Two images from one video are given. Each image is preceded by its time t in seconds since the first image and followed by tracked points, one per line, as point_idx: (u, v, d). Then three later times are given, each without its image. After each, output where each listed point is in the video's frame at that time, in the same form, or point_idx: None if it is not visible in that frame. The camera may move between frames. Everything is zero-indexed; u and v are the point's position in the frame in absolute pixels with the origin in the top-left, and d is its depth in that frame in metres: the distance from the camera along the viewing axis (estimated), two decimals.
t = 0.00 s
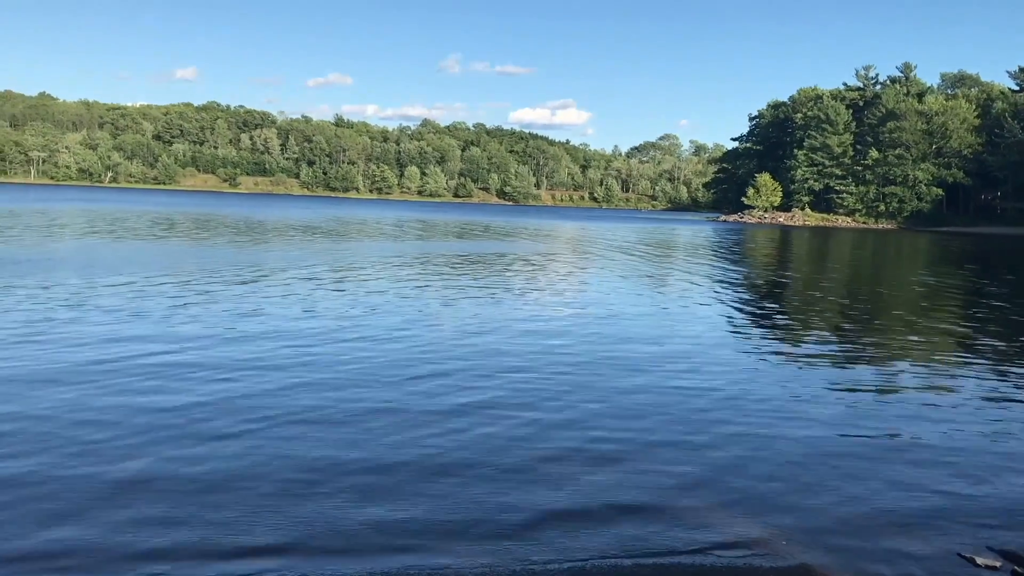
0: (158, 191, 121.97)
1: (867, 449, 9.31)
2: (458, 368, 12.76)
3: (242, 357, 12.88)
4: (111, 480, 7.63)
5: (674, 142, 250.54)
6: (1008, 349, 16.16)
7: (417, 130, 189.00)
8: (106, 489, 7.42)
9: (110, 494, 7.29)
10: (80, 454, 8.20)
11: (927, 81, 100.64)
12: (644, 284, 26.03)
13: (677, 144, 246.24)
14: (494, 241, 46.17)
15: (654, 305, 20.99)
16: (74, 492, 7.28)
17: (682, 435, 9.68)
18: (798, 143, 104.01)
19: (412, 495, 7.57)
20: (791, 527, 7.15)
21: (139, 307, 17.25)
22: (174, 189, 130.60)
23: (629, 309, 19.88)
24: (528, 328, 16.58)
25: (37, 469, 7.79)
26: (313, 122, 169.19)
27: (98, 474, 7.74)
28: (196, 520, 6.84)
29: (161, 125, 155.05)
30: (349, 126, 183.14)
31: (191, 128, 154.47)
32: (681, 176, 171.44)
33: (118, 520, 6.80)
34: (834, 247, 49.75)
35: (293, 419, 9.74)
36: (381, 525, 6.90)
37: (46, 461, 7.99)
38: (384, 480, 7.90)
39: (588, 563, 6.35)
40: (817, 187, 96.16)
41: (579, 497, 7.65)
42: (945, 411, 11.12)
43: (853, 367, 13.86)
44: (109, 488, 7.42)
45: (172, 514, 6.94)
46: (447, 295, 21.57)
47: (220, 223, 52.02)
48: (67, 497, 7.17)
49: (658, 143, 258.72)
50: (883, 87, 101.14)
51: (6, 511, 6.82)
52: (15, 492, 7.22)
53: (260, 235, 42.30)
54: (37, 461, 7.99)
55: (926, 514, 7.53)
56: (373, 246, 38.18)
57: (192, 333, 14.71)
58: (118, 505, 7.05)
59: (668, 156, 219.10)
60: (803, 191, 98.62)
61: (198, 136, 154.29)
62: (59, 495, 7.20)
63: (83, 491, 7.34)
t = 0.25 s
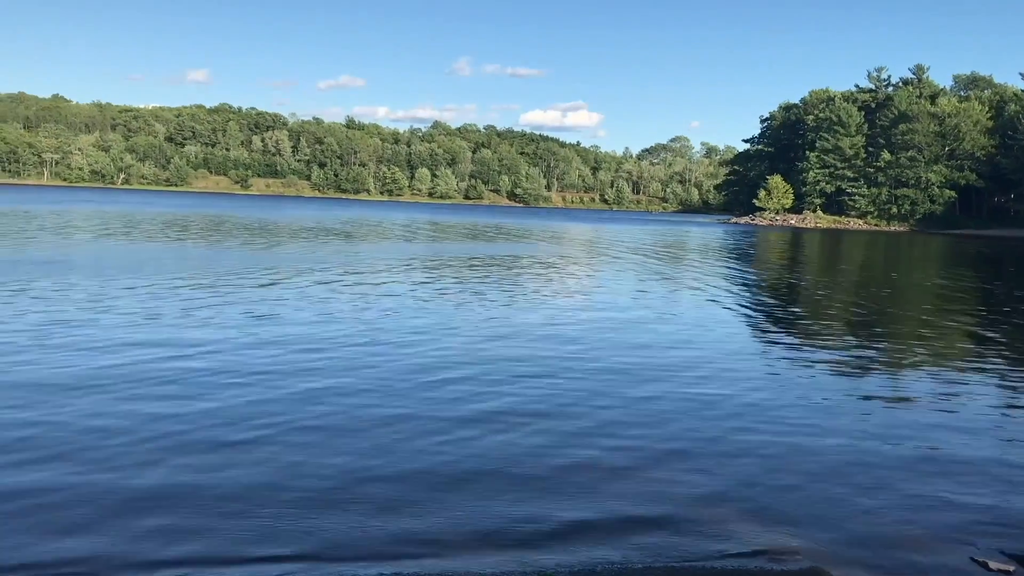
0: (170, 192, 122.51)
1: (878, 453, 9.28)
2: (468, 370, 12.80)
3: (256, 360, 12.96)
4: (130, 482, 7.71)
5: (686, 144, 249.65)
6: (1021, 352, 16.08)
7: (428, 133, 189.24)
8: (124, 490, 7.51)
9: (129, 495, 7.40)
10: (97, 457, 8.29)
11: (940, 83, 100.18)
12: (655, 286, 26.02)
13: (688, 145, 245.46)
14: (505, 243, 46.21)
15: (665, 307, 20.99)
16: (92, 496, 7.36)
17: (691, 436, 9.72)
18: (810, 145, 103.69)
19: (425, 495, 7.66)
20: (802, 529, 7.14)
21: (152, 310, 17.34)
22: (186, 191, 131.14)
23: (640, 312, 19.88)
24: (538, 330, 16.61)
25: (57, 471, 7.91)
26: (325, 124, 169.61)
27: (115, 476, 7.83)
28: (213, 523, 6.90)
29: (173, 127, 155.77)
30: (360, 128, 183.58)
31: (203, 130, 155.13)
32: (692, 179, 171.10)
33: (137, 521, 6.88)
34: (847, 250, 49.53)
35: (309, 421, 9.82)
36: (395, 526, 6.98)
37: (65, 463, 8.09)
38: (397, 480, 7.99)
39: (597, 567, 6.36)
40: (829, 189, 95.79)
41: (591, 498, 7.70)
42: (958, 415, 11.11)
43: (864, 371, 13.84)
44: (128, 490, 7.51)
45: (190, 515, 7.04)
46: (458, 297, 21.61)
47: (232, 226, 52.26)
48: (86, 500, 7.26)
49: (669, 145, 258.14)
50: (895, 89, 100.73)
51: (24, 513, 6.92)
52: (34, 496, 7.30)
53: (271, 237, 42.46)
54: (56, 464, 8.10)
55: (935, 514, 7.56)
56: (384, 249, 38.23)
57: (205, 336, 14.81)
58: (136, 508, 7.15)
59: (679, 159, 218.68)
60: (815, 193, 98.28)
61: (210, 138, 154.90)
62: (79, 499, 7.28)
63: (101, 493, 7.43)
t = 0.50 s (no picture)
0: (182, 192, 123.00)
1: (891, 455, 9.29)
2: (481, 373, 12.86)
3: (269, 363, 13.04)
4: (141, 486, 7.79)
5: (697, 144, 248.95)
6: None
7: (440, 133, 189.39)
8: (135, 494, 7.59)
9: (139, 500, 7.47)
10: (108, 461, 8.37)
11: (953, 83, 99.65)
12: (667, 287, 26.02)
13: (700, 146, 244.78)
14: (516, 244, 46.23)
15: (677, 309, 20.99)
16: (104, 500, 7.44)
17: (699, 439, 9.74)
18: (822, 146, 103.31)
19: (433, 498, 7.71)
20: (814, 532, 7.17)
21: (164, 310, 17.41)
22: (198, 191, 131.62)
23: (653, 314, 19.89)
24: (551, 333, 16.65)
25: (70, 476, 8.00)
26: (336, 125, 169.94)
27: (127, 480, 7.91)
28: (222, 528, 6.97)
29: (186, 127, 156.35)
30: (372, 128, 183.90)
31: (215, 130, 155.64)
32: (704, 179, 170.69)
33: (147, 526, 6.95)
34: (860, 251, 49.35)
35: (319, 424, 9.89)
36: (402, 529, 7.02)
37: (77, 468, 8.18)
38: (406, 484, 8.04)
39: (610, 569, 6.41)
40: (842, 190, 95.39)
41: (598, 501, 7.74)
42: (968, 417, 11.09)
43: (877, 373, 13.81)
44: (139, 495, 7.59)
45: (200, 520, 7.11)
46: (471, 299, 21.66)
47: (245, 225, 52.43)
48: (98, 505, 7.34)
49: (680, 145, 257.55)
50: (908, 90, 100.25)
51: (37, 518, 7.00)
52: (47, 500, 7.39)
53: (284, 237, 42.58)
54: (69, 468, 8.17)
55: (943, 516, 7.56)
56: (396, 249, 38.27)
57: (220, 338, 14.92)
58: (147, 512, 7.22)
59: (691, 159, 218.24)
60: (828, 194, 97.92)
61: (222, 138, 155.38)
62: (91, 503, 7.35)
63: (113, 498, 7.51)
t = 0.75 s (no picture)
0: (192, 191, 123.31)
1: (902, 454, 9.26)
2: (489, 375, 12.86)
3: (276, 363, 13.08)
4: (152, 484, 7.80)
5: (707, 143, 248.28)
6: None
7: (449, 132, 189.42)
8: (147, 491, 7.61)
9: (151, 496, 7.49)
10: (120, 459, 8.39)
11: (964, 82, 99.19)
12: (675, 286, 26.00)
13: (709, 145, 244.17)
14: (525, 243, 46.20)
15: (685, 309, 20.95)
16: (115, 497, 7.46)
17: (711, 441, 9.72)
18: (832, 145, 102.96)
19: (444, 496, 7.71)
20: (821, 530, 7.15)
21: (174, 310, 17.44)
22: (208, 190, 132.00)
23: (661, 314, 19.87)
24: (558, 335, 16.65)
25: (82, 473, 8.03)
26: (345, 124, 170.18)
27: (138, 478, 7.93)
28: (228, 521, 6.99)
29: (196, 126, 156.82)
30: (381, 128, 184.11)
31: (225, 129, 156.02)
32: (713, 178, 170.42)
33: (157, 521, 6.97)
34: (871, 251, 49.17)
35: (329, 424, 9.90)
36: (413, 525, 7.05)
37: (89, 465, 8.21)
38: (416, 482, 8.05)
39: (615, 567, 6.41)
40: (852, 190, 95.04)
41: (609, 500, 7.73)
42: (978, 418, 11.04)
43: (887, 373, 13.76)
44: (151, 491, 7.60)
45: (211, 516, 7.12)
46: (478, 299, 21.66)
47: (254, 224, 52.51)
48: (110, 501, 7.36)
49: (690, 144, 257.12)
50: (919, 89, 99.84)
51: (49, 514, 7.03)
52: (58, 498, 7.40)
53: (293, 237, 42.69)
54: (81, 465, 8.21)
55: (955, 516, 7.53)
56: (405, 248, 38.31)
57: (230, 337, 14.97)
58: (158, 508, 7.23)
59: (700, 158, 217.90)
60: (838, 193, 97.60)
61: (231, 137, 155.75)
62: (104, 500, 7.38)
63: (124, 494, 7.53)
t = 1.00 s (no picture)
0: (203, 189, 123.69)
1: (912, 454, 9.24)
2: (498, 372, 12.85)
3: (286, 358, 13.09)
4: (162, 483, 7.78)
5: (716, 141, 247.72)
6: None
7: (458, 130, 189.51)
8: (156, 491, 7.57)
9: (161, 496, 7.45)
10: (130, 458, 8.36)
11: (976, 80, 98.74)
12: (685, 286, 25.94)
13: (719, 143, 243.59)
14: (534, 241, 46.18)
15: (695, 308, 20.89)
16: (125, 497, 7.43)
17: (723, 439, 9.65)
18: (843, 143, 102.60)
19: (455, 496, 7.66)
20: (834, 529, 7.13)
21: (183, 309, 17.41)
22: (218, 188, 132.38)
23: (671, 313, 19.82)
24: (568, 331, 16.63)
25: (92, 472, 8.00)
26: (355, 122, 170.36)
27: (148, 477, 7.90)
28: (239, 520, 7.00)
29: (206, 124, 157.18)
30: (391, 126, 184.23)
31: (235, 127, 156.36)
32: (723, 176, 170.17)
33: (167, 521, 6.94)
34: (881, 249, 49.06)
35: (339, 421, 9.86)
36: (424, 526, 7.00)
37: (99, 464, 8.18)
38: (426, 481, 8.01)
39: (627, 567, 6.40)
40: (862, 188, 94.76)
41: (621, 500, 7.67)
42: (989, 417, 11.00)
43: (898, 372, 13.72)
44: (161, 491, 7.57)
45: (222, 516, 7.09)
46: (488, 297, 21.66)
47: (263, 222, 52.56)
48: (121, 501, 7.33)
49: (699, 142, 256.59)
50: (930, 86, 99.43)
51: (59, 514, 7.00)
52: (68, 497, 7.37)
53: (302, 234, 42.73)
54: (91, 464, 8.17)
55: (972, 517, 7.46)
56: (414, 246, 38.35)
57: (240, 333, 14.98)
58: (169, 508, 7.20)
59: (710, 156, 217.63)
60: (848, 191, 97.31)
61: (241, 135, 156.08)
62: (114, 499, 7.35)
63: (134, 494, 7.50)
